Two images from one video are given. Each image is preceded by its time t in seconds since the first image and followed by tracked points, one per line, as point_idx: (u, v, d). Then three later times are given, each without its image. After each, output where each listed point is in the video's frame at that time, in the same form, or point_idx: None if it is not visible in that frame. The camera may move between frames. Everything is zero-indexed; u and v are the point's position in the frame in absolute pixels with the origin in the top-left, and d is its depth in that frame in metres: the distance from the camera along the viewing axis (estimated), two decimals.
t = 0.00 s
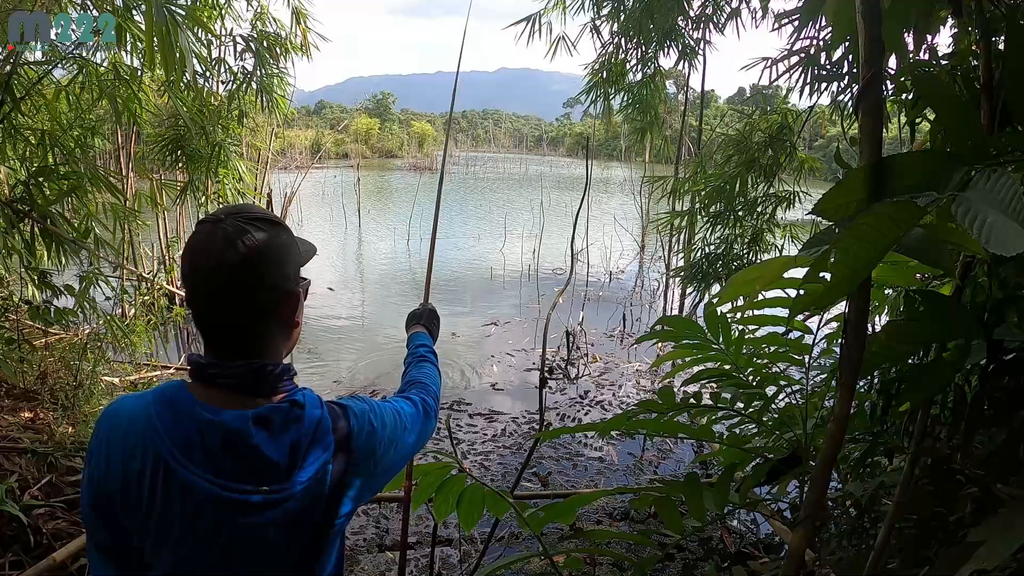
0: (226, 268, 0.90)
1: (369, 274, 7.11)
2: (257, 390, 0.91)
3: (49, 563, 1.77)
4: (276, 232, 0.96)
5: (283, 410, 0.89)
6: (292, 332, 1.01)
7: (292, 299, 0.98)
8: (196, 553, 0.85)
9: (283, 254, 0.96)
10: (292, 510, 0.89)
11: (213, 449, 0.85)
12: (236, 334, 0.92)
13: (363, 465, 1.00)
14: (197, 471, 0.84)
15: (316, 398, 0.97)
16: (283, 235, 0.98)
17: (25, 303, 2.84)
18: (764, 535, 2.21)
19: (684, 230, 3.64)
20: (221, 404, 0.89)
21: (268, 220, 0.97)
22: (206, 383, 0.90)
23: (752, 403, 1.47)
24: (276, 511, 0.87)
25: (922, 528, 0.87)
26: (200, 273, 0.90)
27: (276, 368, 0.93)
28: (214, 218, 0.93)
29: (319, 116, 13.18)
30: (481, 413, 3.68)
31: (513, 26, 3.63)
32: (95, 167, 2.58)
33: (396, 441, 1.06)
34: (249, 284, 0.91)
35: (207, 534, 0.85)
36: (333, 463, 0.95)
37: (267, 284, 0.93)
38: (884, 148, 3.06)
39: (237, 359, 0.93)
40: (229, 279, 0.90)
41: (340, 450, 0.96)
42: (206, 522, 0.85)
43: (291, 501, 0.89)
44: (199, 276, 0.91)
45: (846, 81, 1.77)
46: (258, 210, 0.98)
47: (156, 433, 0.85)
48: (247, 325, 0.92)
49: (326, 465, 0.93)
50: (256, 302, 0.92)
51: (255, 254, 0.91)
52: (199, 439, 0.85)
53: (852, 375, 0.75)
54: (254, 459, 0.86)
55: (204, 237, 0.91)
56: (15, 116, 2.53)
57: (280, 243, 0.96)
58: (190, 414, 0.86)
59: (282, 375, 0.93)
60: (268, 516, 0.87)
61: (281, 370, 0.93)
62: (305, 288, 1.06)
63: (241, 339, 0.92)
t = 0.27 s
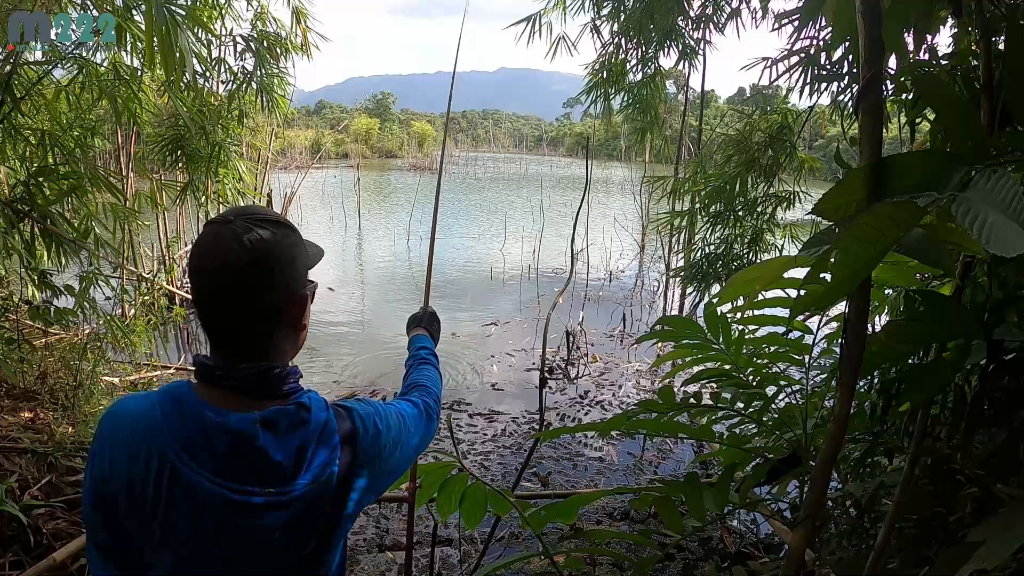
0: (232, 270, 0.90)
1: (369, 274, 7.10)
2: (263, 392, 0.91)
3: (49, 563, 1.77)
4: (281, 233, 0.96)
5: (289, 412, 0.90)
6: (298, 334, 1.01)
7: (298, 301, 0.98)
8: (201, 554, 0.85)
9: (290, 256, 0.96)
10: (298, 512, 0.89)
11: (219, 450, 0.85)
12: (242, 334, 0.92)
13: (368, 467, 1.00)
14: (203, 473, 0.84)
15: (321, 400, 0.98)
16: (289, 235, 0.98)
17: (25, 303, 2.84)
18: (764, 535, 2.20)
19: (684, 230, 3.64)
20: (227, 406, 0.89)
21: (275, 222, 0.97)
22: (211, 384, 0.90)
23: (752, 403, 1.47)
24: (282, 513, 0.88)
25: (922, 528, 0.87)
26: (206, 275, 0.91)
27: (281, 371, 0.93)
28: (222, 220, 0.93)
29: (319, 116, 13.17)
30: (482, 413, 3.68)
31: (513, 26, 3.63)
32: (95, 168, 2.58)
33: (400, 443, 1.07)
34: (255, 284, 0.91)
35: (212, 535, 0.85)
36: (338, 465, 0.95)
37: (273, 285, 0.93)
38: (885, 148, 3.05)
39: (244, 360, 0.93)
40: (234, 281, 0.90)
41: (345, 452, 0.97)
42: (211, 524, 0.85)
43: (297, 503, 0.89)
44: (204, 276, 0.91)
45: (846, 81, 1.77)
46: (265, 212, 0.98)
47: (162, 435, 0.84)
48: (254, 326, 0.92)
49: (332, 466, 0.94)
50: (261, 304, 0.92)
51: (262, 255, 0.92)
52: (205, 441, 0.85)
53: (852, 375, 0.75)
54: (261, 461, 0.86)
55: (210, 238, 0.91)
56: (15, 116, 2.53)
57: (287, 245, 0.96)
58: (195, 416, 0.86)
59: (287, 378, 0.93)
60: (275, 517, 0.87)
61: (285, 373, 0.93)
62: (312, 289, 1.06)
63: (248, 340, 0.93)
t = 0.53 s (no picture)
0: (239, 268, 0.90)
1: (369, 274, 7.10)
2: (270, 390, 0.90)
3: (49, 563, 1.77)
4: (287, 234, 0.96)
5: (297, 408, 0.90)
6: (303, 335, 1.01)
7: (304, 302, 0.98)
8: (209, 551, 0.85)
9: (296, 256, 0.96)
10: (306, 508, 0.90)
11: (229, 447, 0.85)
12: (247, 333, 0.92)
13: (374, 463, 1.01)
14: (212, 470, 0.84)
15: (327, 397, 0.98)
16: (295, 236, 0.98)
17: (25, 303, 2.84)
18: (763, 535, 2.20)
19: (684, 230, 3.63)
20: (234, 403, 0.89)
21: (282, 223, 0.97)
22: (217, 383, 0.89)
23: (752, 403, 1.47)
24: (290, 509, 0.88)
25: (922, 528, 0.87)
26: (211, 274, 0.91)
27: (286, 371, 0.93)
28: (229, 220, 0.94)
29: (319, 116, 13.17)
30: (482, 413, 3.68)
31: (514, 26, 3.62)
32: (95, 168, 2.58)
33: (404, 440, 1.07)
34: (260, 283, 0.91)
35: (221, 532, 0.85)
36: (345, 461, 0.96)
37: (278, 285, 0.93)
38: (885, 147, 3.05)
39: (250, 359, 0.93)
40: (241, 280, 0.90)
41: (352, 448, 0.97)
42: (220, 521, 0.85)
43: (305, 499, 0.89)
44: (210, 276, 0.91)
45: (846, 81, 1.77)
46: (273, 213, 0.98)
47: (170, 432, 0.84)
48: (259, 325, 0.92)
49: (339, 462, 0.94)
50: (268, 303, 0.92)
51: (268, 255, 0.92)
52: (214, 438, 0.85)
53: (852, 375, 0.75)
54: (270, 458, 0.87)
55: (215, 238, 0.92)
56: (15, 115, 2.53)
57: (293, 246, 0.96)
58: (203, 414, 0.86)
59: (292, 377, 0.93)
60: (283, 513, 0.87)
61: (291, 372, 0.93)
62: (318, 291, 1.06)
63: (253, 339, 0.93)
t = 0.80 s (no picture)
0: (251, 269, 0.90)
1: (369, 274, 7.10)
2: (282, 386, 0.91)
3: (49, 563, 1.77)
4: (296, 235, 0.96)
5: (309, 405, 0.91)
6: (311, 334, 1.01)
7: (313, 301, 0.98)
8: (219, 549, 0.85)
9: (306, 256, 0.96)
10: (317, 503, 0.91)
11: (242, 444, 0.85)
12: (255, 332, 0.92)
13: (380, 459, 1.02)
14: (225, 467, 0.84)
15: (335, 395, 0.99)
16: (305, 237, 0.98)
17: (25, 303, 2.84)
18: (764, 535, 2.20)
19: (684, 230, 3.63)
20: (246, 401, 0.89)
21: (293, 222, 0.97)
22: (229, 380, 0.89)
23: (752, 403, 1.47)
24: (303, 504, 0.89)
25: (922, 528, 0.87)
26: (221, 274, 0.90)
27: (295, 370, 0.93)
28: (240, 219, 0.93)
29: (319, 116, 13.17)
30: (482, 413, 3.68)
31: (514, 26, 3.62)
32: (95, 168, 2.58)
33: (408, 437, 1.09)
34: (269, 283, 0.91)
35: (232, 529, 0.85)
36: (353, 457, 0.97)
37: (286, 285, 0.92)
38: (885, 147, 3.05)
39: (257, 357, 0.92)
40: (252, 280, 0.90)
41: (360, 445, 0.98)
42: (233, 518, 0.84)
43: (316, 494, 0.90)
44: (218, 276, 0.91)
45: (845, 81, 1.77)
46: (283, 212, 0.98)
47: (182, 428, 0.84)
48: (267, 324, 0.92)
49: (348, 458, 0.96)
50: (278, 303, 0.92)
51: (279, 254, 0.92)
52: (228, 435, 0.85)
53: (852, 375, 0.75)
54: (284, 454, 0.87)
55: (224, 238, 0.92)
56: (15, 115, 2.52)
57: (303, 246, 0.96)
58: (217, 410, 0.85)
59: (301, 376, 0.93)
60: (296, 508, 0.88)
61: (300, 371, 0.93)
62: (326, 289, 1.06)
63: (262, 339, 0.92)
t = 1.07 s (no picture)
0: (265, 268, 0.91)
1: (369, 274, 7.10)
2: (291, 386, 0.91)
3: (49, 563, 1.77)
4: (308, 236, 0.97)
5: (319, 404, 0.91)
6: (321, 335, 1.01)
7: (323, 302, 0.98)
8: (226, 548, 0.84)
9: (318, 257, 0.97)
10: (325, 504, 0.90)
11: (252, 443, 0.85)
12: (265, 331, 0.92)
13: (388, 459, 1.02)
14: (234, 466, 0.84)
15: (343, 395, 0.99)
16: (317, 239, 0.98)
17: (25, 303, 2.84)
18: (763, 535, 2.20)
19: (685, 230, 3.63)
20: (257, 400, 0.88)
21: (304, 224, 0.98)
22: (240, 379, 0.89)
23: (752, 403, 1.47)
24: (311, 504, 0.89)
25: (922, 527, 0.86)
26: (234, 273, 0.91)
27: (305, 369, 0.92)
28: (253, 220, 0.94)
29: (319, 116, 13.17)
30: (482, 413, 3.68)
31: (514, 26, 3.62)
32: (95, 168, 2.58)
33: (415, 438, 1.09)
34: (282, 282, 0.91)
35: (239, 528, 0.85)
36: (361, 457, 0.97)
37: (296, 285, 0.93)
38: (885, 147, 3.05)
39: (267, 356, 0.92)
40: (265, 279, 0.90)
41: (368, 445, 0.98)
42: (240, 517, 0.84)
43: (325, 494, 0.90)
44: (229, 274, 0.91)
45: (845, 82, 1.77)
46: (294, 214, 0.99)
47: (191, 427, 0.84)
48: (277, 323, 0.92)
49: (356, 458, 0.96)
50: (290, 302, 0.92)
51: (291, 255, 0.92)
52: (238, 434, 0.85)
53: (852, 375, 0.75)
54: (294, 453, 0.87)
55: (236, 236, 0.92)
56: (15, 115, 2.52)
57: (315, 247, 0.97)
58: (227, 409, 0.85)
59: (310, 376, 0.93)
60: (304, 508, 0.88)
61: (310, 372, 0.93)
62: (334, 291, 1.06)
63: (274, 339, 0.92)
